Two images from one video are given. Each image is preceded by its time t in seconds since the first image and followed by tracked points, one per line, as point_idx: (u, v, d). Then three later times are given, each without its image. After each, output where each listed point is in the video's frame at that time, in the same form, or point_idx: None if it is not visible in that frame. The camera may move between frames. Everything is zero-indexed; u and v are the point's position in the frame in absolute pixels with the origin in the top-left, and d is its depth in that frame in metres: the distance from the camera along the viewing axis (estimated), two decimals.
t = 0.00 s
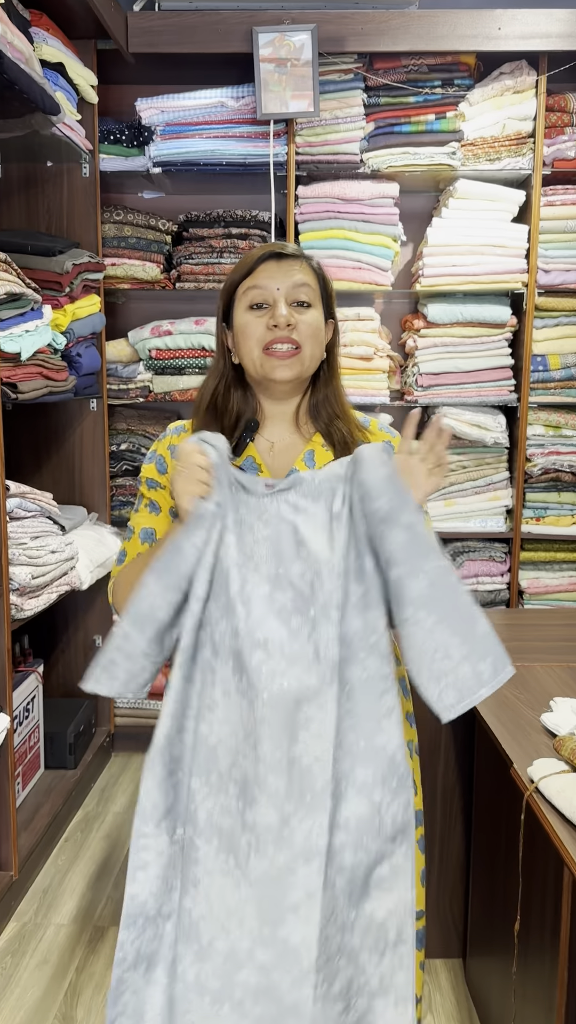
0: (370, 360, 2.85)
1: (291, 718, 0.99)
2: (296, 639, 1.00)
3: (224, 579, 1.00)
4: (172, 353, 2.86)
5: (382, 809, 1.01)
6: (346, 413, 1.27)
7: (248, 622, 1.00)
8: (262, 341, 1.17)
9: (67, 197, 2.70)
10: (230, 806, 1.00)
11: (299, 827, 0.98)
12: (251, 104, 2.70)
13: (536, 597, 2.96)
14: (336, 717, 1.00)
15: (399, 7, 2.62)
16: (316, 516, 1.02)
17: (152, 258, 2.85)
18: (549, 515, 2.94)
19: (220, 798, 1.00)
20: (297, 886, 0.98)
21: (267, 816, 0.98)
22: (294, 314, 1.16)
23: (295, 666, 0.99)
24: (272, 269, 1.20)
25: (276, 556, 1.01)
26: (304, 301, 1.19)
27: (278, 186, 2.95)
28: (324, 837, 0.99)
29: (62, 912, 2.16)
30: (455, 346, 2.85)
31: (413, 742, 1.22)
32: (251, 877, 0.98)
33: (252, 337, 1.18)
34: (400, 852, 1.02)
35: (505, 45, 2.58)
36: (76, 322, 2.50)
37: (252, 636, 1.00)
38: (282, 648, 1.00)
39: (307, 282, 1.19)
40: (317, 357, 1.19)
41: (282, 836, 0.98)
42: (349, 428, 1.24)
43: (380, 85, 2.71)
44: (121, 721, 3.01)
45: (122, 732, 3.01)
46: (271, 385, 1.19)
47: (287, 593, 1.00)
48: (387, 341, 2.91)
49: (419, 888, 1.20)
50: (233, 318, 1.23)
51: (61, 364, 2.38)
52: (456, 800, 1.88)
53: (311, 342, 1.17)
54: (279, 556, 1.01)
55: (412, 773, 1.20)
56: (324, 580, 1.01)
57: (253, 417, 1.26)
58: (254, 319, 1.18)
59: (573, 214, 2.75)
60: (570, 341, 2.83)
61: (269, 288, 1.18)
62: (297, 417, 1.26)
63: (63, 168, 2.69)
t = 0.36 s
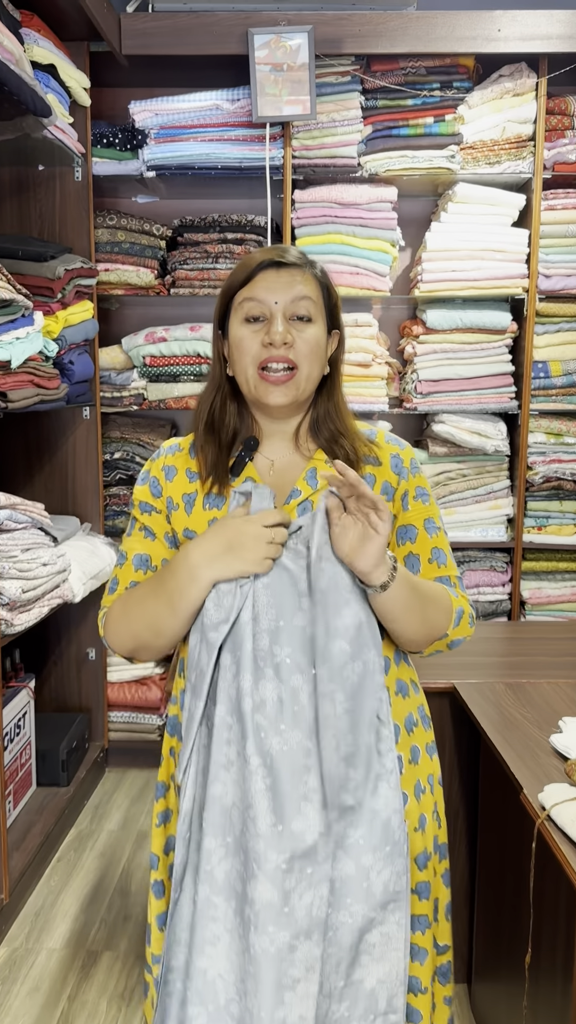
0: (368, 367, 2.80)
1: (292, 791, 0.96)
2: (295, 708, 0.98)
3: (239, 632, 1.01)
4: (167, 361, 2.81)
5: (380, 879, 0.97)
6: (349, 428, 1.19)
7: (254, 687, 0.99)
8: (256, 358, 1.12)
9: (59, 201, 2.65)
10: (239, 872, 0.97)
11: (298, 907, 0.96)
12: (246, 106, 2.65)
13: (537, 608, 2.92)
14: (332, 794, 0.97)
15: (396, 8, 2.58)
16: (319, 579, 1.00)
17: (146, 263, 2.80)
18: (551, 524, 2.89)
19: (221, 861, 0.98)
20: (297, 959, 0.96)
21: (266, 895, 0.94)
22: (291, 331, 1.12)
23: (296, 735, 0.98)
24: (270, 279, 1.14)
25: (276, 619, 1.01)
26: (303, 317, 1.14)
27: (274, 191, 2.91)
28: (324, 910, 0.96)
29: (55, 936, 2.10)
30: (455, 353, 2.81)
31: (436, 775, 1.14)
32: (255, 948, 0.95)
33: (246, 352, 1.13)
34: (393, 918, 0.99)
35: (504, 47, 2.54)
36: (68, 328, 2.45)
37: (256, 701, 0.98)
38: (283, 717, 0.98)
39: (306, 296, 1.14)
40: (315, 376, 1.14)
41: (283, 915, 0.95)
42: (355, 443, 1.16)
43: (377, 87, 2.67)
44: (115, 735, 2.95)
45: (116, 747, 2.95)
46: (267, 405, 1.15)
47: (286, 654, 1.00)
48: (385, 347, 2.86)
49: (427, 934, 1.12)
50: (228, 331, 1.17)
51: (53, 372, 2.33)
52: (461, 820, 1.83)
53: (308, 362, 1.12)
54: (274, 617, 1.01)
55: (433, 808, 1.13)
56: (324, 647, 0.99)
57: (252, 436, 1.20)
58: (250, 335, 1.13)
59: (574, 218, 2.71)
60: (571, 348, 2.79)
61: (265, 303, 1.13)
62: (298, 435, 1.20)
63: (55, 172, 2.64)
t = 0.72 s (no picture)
0: (368, 373, 2.78)
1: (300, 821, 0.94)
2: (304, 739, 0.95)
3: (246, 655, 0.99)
4: (164, 367, 2.79)
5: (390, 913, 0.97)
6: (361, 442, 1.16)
7: (263, 714, 0.96)
8: (269, 375, 1.09)
9: (55, 207, 2.62)
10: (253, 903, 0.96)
11: (311, 945, 0.92)
12: (244, 111, 2.63)
13: (538, 616, 2.89)
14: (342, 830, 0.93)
15: (395, 13, 2.56)
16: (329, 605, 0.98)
17: (143, 271, 2.76)
18: (551, 532, 2.86)
19: (231, 889, 0.97)
20: (310, 1003, 0.92)
21: (277, 929, 0.92)
22: (306, 350, 1.09)
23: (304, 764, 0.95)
24: (286, 294, 1.11)
25: (286, 643, 0.98)
26: (319, 333, 1.12)
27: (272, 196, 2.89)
28: (338, 949, 0.93)
29: (51, 952, 2.07)
30: (454, 359, 2.78)
31: (447, 798, 1.12)
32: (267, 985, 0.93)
33: (259, 368, 1.10)
34: (399, 951, 0.99)
35: (504, 51, 2.52)
36: (64, 335, 2.42)
37: (264, 729, 0.96)
38: (290, 746, 0.95)
39: (323, 313, 1.11)
40: (329, 394, 1.12)
41: (294, 953, 0.92)
42: (367, 459, 1.14)
43: (376, 92, 2.65)
44: (112, 746, 2.92)
45: (113, 758, 2.92)
46: (279, 423, 1.13)
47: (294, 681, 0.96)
48: (384, 354, 2.84)
49: (438, 960, 1.10)
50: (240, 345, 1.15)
51: (49, 379, 2.30)
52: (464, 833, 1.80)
53: (324, 381, 1.10)
54: (284, 641, 0.98)
55: (445, 831, 1.11)
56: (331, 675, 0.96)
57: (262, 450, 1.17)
58: (263, 351, 1.10)
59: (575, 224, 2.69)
60: (572, 354, 2.76)
61: (280, 319, 1.10)
62: (308, 448, 1.17)
63: (50, 177, 2.61)
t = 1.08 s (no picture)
0: (358, 375, 2.75)
1: (268, 842, 0.92)
2: (279, 761, 0.94)
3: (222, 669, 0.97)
4: (152, 368, 2.76)
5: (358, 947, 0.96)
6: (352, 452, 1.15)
7: (236, 731, 0.95)
8: (254, 371, 1.06)
9: (41, 206, 2.59)
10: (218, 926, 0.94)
11: (269, 971, 0.91)
12: (233, 109, 2.61)
13: (529, 619, 2.87)
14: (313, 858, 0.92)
15: (385, 11, 2.53)
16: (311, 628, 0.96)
17: (131, 269, 2.74)
18: (542, 534, 2.84)
19: (206, 907, 0.94)
20: None
21: (237, 955, 0.91)
22: (293, 345, 1.06)
23: (276, 784, 0.93)
24: (274, 289, 1.09)
25: (262, 661, 0.96)
26: (307, 330, 1.09)
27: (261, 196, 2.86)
28: (298, 979, 0.91)
29: (35, 962, 2.03)
30: (445, 361, 2.76)
31: (431, 816, 1.14)
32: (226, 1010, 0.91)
33: (244, 364, 1.07)
34: (368, 991, 0.97)
35: (495, 50, 2.50)
36: (49, 336, 2.39)
37: (238, 746, 0.94)
38: (262, 765, 0.94)
39: (311, 309, 1.09)
40: (316, 394, 1.09)
41: (253, 977, 0.90)
42: (357, 470, 1.12)
43: (366, 91, 2.63)
44: (99, 751, 2.89)
45: (101, 763, 2.89)
46: (264, 422, 1.10)
47: (269, 700, 0.95)
48: (374, 355, 2.82)
49: (422, 985, 1.10)
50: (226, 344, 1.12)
51: (34, 381, 2.27)
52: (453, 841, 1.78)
53: (311, 379, 1.07)
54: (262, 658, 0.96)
55: (428, 852, 1.12)
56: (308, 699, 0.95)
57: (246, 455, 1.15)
58: (249, 347, 1.08)
59: (567, 224, 2.67)
60: (563, 356, 2.74)
61: (267, 315, 1.08)
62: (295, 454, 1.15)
63: (37, 176, 2.58)
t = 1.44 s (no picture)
0: (349, 372, 2.71)
1: (245, 861, 0.89)
2: (258, 776, 0.90)
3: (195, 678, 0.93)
4: (140, 365, 2.72)
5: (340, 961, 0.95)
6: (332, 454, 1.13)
7: (212, 745, 0.91)
8: (223, 365, 1.03)
9: (26, 200, 2.55)
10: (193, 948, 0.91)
11: (244, 991, 0.88)
12: (221, 101, 2.56)
13: (522, 620, 2.84)
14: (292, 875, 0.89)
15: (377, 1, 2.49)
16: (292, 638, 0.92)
17: (118, 264, 2.71)
18: (536, 533, 2.81)
19: (176, 930, 0.92)
20: None
21: (212, 977, 0.88)
22: (265, 341, 1.03)
23: (254, 800, 0.90)
24: (250, 283, 1.06)
25: (240, 672, 0.93)
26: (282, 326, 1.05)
27: (251, 189, 2.82)
28: (277, 998, 0.88)
29: (19, 969, 2.00)
30: (437, 357, 2.72)
31: (414, 825, 1.11)
32: None
33: (214, 358, 1.03)
34: (347, 1009, 0.96)
35: (488, 41, 2.46)
36: (34, 332, 2.35)
37: (213, 761, 0.91)
38: (240, 779, 0.90)
39: (287, 305, 1.05)
40: (289, 393, 1.05)
41: (228, 998, 0.88)
42: (339, 471, 1.09)
43: (357, 82, 2.58)
44: (87, 753, 2.86)
45: (88, 765, 2.86)
46: (235, 420, 1.05)
47: (247, 711, 0.92)
48: (366, 352, 2.78)
49: (405, 998, 1.07)
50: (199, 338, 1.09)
51: (17, 377, 2.23)
52: (442, 846, 1.74)
53: (282, 376, 1.03)
54: (239, 669, 0.93)
55: (411, 862, 1.09)
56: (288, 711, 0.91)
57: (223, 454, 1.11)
58: (220, 340, 1.04)
59: (561, 219, 2.63)
60: (557, 353, 2.71)
61: (241, 307, 1.04)
62: (271, 457, 1.12)
63: (22, 169, 2.54)
